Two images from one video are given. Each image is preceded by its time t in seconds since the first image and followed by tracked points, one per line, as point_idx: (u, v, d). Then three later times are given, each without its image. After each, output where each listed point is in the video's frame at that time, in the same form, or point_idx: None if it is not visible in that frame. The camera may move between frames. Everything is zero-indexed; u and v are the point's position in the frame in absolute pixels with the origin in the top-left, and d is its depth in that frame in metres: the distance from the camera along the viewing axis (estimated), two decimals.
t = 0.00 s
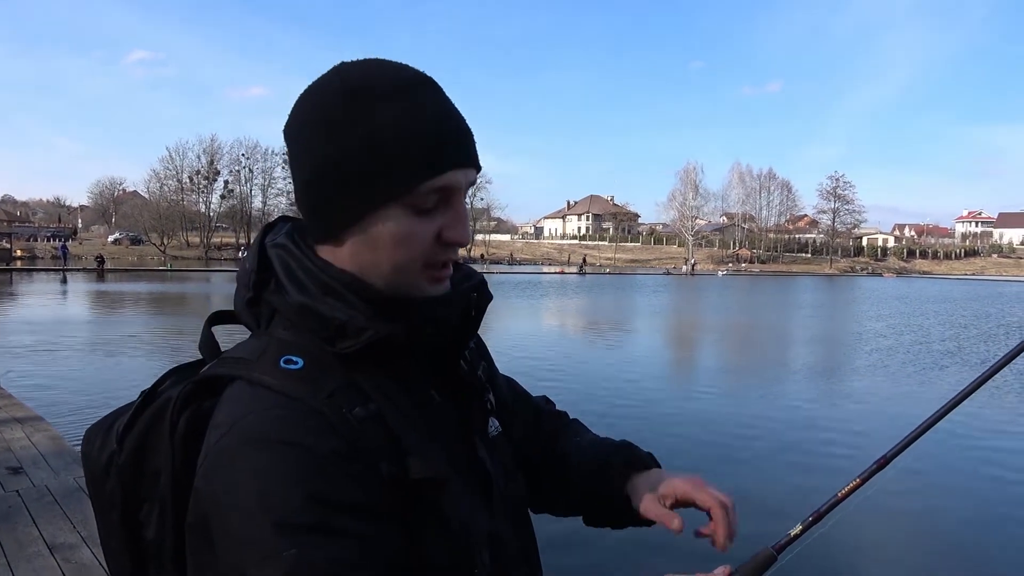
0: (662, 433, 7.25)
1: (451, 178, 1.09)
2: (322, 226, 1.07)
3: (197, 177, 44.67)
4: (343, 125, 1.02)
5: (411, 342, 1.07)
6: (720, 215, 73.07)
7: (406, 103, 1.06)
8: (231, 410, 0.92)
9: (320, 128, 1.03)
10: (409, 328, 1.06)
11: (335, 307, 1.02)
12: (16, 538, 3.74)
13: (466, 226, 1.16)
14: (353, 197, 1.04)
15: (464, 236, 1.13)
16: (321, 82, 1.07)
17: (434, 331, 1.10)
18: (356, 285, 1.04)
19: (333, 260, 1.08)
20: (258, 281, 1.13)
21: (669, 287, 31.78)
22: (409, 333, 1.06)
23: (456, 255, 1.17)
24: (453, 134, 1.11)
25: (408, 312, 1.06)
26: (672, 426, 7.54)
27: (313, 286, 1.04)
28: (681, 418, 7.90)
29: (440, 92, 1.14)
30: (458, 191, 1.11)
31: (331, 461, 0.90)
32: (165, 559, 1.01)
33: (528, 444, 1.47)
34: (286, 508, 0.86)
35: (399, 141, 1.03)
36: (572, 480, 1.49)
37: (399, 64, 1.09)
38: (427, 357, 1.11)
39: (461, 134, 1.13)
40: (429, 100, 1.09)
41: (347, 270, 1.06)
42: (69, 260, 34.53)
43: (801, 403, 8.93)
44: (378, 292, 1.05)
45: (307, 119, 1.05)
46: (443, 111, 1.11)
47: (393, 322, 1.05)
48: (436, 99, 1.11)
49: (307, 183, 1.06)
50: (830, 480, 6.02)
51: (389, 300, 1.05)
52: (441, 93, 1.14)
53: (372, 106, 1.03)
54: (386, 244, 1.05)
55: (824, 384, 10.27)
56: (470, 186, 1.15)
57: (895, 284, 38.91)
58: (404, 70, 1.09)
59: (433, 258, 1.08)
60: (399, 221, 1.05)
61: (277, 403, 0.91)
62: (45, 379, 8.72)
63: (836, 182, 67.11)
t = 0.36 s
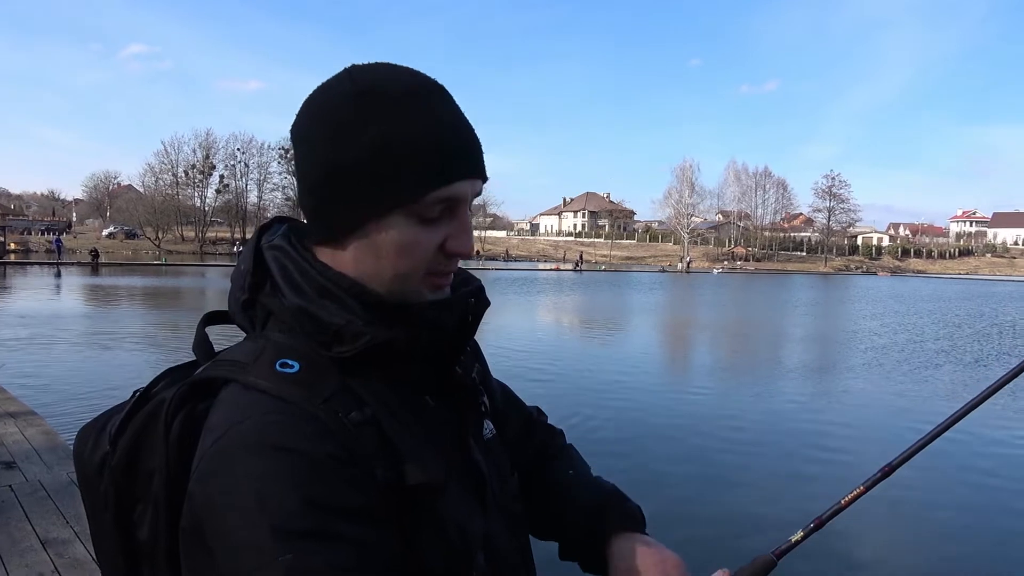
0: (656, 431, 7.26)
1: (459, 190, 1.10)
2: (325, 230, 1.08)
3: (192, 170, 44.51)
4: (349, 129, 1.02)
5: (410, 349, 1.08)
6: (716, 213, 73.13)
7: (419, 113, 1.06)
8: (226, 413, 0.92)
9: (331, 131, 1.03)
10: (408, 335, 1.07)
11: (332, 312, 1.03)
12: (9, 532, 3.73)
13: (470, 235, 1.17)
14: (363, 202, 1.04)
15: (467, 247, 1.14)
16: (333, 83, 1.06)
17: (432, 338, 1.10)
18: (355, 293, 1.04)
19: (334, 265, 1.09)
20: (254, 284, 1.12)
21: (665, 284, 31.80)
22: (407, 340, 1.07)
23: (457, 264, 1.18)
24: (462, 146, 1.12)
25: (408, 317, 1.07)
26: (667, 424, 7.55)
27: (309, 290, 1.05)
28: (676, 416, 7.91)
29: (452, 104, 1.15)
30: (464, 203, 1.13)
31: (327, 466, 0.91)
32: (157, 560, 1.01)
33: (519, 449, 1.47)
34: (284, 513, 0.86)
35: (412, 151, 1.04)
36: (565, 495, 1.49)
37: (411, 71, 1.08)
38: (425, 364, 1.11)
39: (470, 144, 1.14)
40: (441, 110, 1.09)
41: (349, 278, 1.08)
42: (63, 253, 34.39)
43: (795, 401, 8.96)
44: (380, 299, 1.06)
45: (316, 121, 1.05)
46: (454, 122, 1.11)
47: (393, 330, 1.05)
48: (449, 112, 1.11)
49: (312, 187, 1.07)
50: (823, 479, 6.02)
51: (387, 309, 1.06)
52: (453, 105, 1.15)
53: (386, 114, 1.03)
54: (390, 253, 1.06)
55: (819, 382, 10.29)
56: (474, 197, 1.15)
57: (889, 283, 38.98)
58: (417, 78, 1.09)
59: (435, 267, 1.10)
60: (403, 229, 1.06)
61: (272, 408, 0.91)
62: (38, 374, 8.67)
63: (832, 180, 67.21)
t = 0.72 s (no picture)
0: (649, 425, 7.29)
1: (437, 162, 1.12)
2: (309, 225, 1.09)
3: (184, 166, 44.29)
4: (322, 122, 1.04)
5: (400, 345, 1.08)
6: (709, 208, 73.25)
7: (388, 100, 1.07)
8: (217, 414, 0.93)
9: (302, 126, 1.04)
10: (399, 331, 1.08)
11: (321, 308, 1.03)
12: None
13: (454, 207, 1.19)
14: (345, 191, 1.06)
15: (454, 216, 1.16)
16: (296, 78, 1.08)
17: (424, 333, 1.11)
18: (344, 286, 1.05)
19: (320, 259, 1.10)
20: (239, 284, 1.12)
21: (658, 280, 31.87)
22: (398, 335, 1.08)
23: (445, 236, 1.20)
24: (434, 127, 1.13)
25: (397, 314, 1.07)
26: (658, 418, 7.59)
27: (298, 288, 1.06)
28: (670, 411, 7.93)
29: (419, 88, 1.16)
30: (443, 173, 1.15)
31: (322, 463, 0.91)
32: (145, 560, 1.01)
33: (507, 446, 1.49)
34: (281, 511, 0.87)
35: (389, 135, 1.06)
36: (549, 499, 1.51)
37: (375, 59, 1.09)
38: (416, 360, 1.13)
39: (440, 124, 1.17)
40: (410, 96, 1.11)
41: (339, 270, 1.09)
42: (55, 251, 34.17)
43: (786, 395, 9.01)
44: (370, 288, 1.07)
45: (283, 119, 1.06)
46: (425, 106, 1.12)
47: (381, 323, 1.06)
48: (418, 96, 1.13)
49: (292, 186, 1.07)
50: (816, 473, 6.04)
51: (378, 301, 1.07)
52: (420, 90, 1.16)
53: (362, 102, 1.05)
54: (382, 233, 1.08)
55: (811, 377, 10.35)
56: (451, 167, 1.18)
57: (881, 278, 39.16)
58: (381, 65, 1.10)
59: (428, 243, 1.12)
60: (390, 208, 1.08)
61: (265, 407, 0.92)
62: (27, 372, 8.61)
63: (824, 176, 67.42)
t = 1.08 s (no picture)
0: (643, 420, 7.32)
1: (418, 146, 1.13)
2: (297, 219, 1.09)
3: (177, 163, 44.11)
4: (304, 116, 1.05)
5: (394, 341, 1.10)
6: (703, 204, 73.39)
7: (368, 93, 1.09)
8: (215, 410, 0.94)
9: (286, 121, 1.06)
10: (394, 328, 1.09)
11: (316, 304, 1.04)
12: None
13: (439, 193, 1.20)
14: (332, 184, 1.07)
15: (439, 201, 1.17)
16: (277, 78, 1.09)
17: (419, 329, 1.12)
18: (338, 279, 1.06)
19: (311, 256, 1.11)
20: (234, 281, 1.13)
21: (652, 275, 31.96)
22: (393, 331, 1.09)
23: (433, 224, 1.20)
24: (415, 117, 1.15)
25: (391, 310, 1.08)
26: (652, 413, 7.62)
27: (293, 285, 1.06)
28: (665, 406, 7.96)
29: (398, 81, 1.17)
30: (424, 158, 1.15)
31: (321, 457, 0.93)
32: (141, 557, 1.01)
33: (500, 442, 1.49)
34: (280, 505, 0.88)
35: (372, 125, 1.07)
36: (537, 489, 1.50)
37: (350, 55, 1.12)
38: (410, 356, 1.14)
39: (419, 112, 1.18)
40: (390, 88, 1.12)
41: (330, 263, 1.09)
42: (47, 248, 33.97)
43: (779, 389, 9.07)
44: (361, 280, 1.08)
45: (266, 116, 1.08)
46: (405, 98, 1.14)
47: (375, 318, 1.07)
48: (398, 88, 1.14)
49: (280, 182, 1.08)
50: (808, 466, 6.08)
51: (372, 293, 1.08)
52: (398, 83, 1.18)
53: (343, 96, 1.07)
54: (369, 221, 1.09)
55: (804, 371, 10.41)
56: (432, 154, 1.18)
57: (874, 273, 39.33)
58: (357, 62, 1.12)
59: (417, 227, 1.13)
60: (374, 195, 1.09)
61: (263, 402, 0.93)
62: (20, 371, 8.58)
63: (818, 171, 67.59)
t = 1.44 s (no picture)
0: (638, 416, 7.35)
1: (399, 151, 1.13)
2: (290, 216, 1.11)
3: (170, 161, 43.98)
4: (297, 114, 1.08)
5: (388, 337, 1.11)
6: (697, 199, 73.52)
7: (359, 92, 1.11)
8: (210, 404, 0.96)
9: (278, 117, 1.09)
10: (387, 324, 1.11)
11: (310, 301, 1.06)
12: None
13: (426, 198, 1.20)
14: (316, 180, 1.09)
15: (424, 205, 1.17)
16: (272, 77, 1.12)
17: (413, 327, 1.14)
18: (330, 278, 1.08)
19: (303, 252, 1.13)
20: (231, 278, 1.15)
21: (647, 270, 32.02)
22: (386, 327, 1.10)
23: (422, 228, 1.20)
24: (406, 118, 1.16)
25: (385, 307, 1.10)
26: (647, 409, 7.65)
27: (288, 282, 1.08)
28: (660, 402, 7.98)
29: (392, 81, 1.19)
30: (407, 162, 1.15)
31: (313, 452, 0.95)
32: (142, 548, 1.03)
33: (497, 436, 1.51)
34: (271, 499, 0.90)
35: (357, 123, 1.09)
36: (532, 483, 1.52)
37: (345, 55, 1.14)
38: (404, 353, 1.16)
39: (411, 114, 1.19)
40: (381, 87, 1.14)
41: (316, 261, 1.11)
42: (41, 247, 33.87)
43: (773, 385, 9.11)
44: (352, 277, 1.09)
45: (260, 115, 1.11)
46: (398, 98, 1.16)
47: (368, 315, 1.09)
48: (391, 88, 1.16)
49: (275, 179, 1.11)
50: (801, 461, 6.12)
51: (364, 291, 1.09)
52: (393, 82, 1.20)
53: (335, 96, 1.09)
54: (347, 222, 1.09)
55: (798, 366, 10.47)
56: (418, 159, 1.18)
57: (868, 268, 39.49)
58: (351, 61, 1.15)
59: (396, 233, 1.12)
60: (353, 197, 1.10)
61: (257, 397, 0.95)
62: (15, 370, 8.57)
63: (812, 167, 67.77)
